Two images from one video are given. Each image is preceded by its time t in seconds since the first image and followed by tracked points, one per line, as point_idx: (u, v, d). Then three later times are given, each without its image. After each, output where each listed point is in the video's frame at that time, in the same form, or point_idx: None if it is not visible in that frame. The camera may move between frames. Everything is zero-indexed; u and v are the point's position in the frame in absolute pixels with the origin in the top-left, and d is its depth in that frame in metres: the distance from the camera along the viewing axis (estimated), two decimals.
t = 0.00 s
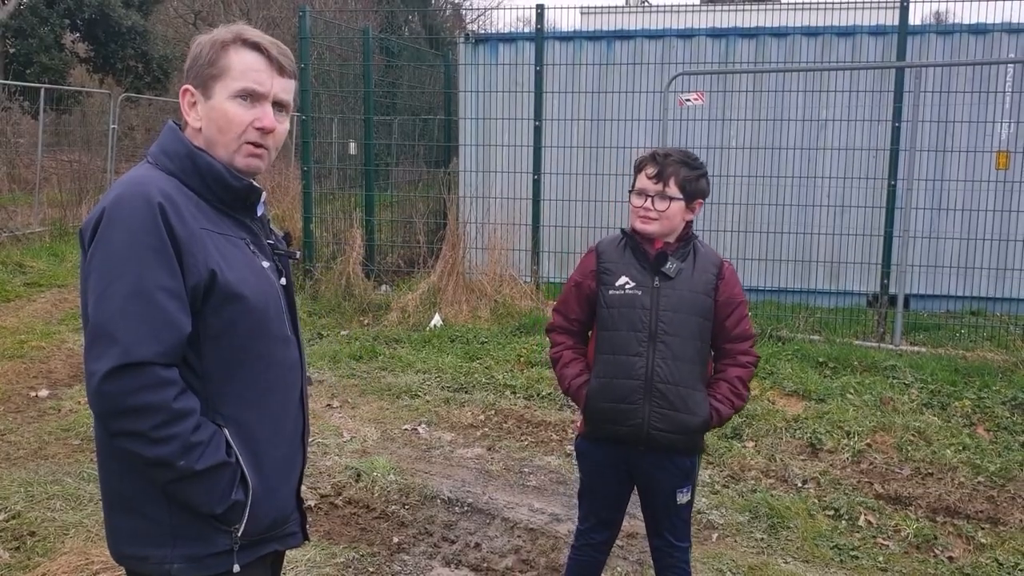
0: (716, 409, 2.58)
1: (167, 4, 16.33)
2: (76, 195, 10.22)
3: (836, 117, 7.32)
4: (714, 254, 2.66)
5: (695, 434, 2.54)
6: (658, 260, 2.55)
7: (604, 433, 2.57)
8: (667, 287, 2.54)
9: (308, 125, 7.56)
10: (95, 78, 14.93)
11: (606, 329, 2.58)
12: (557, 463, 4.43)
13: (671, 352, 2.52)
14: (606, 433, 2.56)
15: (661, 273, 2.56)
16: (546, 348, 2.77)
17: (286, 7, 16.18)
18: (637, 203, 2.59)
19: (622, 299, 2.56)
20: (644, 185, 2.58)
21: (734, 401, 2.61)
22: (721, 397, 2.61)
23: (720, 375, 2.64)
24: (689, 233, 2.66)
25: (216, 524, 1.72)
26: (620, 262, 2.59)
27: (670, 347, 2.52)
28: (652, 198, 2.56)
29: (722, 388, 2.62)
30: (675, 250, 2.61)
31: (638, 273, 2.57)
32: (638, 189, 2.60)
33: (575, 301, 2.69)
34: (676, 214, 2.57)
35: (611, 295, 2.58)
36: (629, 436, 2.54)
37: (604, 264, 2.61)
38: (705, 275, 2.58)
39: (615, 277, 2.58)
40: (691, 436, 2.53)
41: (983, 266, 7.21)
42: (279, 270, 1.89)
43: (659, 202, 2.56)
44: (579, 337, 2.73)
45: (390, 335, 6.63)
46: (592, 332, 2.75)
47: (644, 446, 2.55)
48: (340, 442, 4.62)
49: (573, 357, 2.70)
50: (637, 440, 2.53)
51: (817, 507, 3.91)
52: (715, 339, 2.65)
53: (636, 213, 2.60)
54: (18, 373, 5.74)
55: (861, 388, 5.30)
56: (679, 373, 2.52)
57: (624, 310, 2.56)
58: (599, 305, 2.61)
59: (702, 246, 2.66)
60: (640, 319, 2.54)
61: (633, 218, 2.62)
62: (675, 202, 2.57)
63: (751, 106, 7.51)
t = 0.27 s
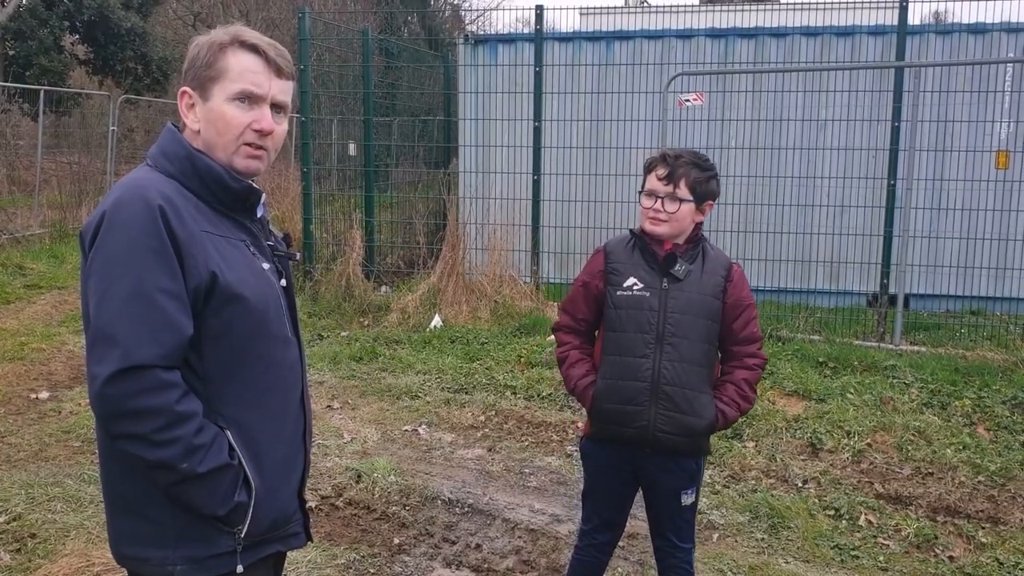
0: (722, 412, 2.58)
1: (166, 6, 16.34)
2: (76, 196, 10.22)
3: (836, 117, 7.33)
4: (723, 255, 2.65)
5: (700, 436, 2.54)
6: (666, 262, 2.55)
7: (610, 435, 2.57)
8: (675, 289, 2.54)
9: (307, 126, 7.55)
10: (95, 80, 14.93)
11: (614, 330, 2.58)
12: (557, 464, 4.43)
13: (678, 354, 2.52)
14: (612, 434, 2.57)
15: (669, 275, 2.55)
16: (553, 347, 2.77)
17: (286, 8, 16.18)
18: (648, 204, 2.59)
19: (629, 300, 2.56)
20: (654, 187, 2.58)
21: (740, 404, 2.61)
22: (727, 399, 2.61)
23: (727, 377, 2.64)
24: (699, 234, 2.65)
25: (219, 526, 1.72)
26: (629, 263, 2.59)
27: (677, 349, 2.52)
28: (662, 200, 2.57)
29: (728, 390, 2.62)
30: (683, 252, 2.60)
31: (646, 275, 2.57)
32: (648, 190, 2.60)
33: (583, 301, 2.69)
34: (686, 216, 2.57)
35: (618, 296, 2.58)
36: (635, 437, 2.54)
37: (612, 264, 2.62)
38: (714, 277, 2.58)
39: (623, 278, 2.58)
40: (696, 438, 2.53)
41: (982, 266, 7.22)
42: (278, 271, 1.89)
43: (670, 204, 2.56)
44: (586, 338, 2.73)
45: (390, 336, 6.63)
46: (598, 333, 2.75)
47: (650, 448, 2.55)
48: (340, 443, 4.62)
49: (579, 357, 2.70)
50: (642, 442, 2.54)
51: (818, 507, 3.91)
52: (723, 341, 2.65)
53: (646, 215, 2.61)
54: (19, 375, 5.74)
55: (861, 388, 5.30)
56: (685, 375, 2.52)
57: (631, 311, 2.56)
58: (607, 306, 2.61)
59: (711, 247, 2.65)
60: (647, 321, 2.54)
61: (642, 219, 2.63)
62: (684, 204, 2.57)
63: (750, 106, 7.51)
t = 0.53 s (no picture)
0: (732, 413, 2.58)
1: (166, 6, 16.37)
2: (76, 198, 10.22)
3: (835, 116, 7.34)
4: (738, 255, 2.64)
5: (710, 437, 2.53)
6: (681, 261, 2.55)
7: (619, 433, 2.57)
8: (689, 289, 2.54)
9: (307, 127, 7.57)
10: (94, 82, 14.94)
11: (626, 328, 2.58)
12: (558, 464, 4.43)
13: (690, 354, 2.52)
14: (622, 433, 2.57)
15: (684, 274, 2.55)
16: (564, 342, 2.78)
17: (285, 9, 16.21)
18: (664, 204, 2.58)
19: (643, 298, 2.56)
20: (670, 186, 2.57)
21: (752, 405, 2.61)
22: (738, 400, 2.61)
23: (738, 378, 2.64)
24: (715, 234, 2.64)
25: (218, 527, 1.72)
26: (643, 261, 2.59)
27: (689, 349, 2.52)
28: (678, 200, 2.55)
29: (739, 391, 2.62)
30: (698, 252, 2.60)
31: (661, 273, 2.56)
32: (664, 189, 2.59)
33: (596, 297, 2.69)
34: (702, 215, 2.56)
35: (632, 295, 2.58)
36: (645, 436, 2.54)
37: (627, 262, 2.61)
38: (729, 277, 2.57)
39: (637, 276, 2.58)
40: (706, 439, 2.53)
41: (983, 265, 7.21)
42: (276, 272, 1.89)
43: (686, 204, 2.55)
44: (598, 334, 2.74)
45: (390, 336, 6.63)
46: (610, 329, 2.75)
47: (658, 447, 2.55)
48: (341, 444, 4.62)
49: (590, 353, 2.71)
50: (652, 441, 2.54)
51: (819, 506, 3.91)
52: (736, 343, 2.65)
53: (662, 214, 2.59)
54: (19, 376, 5.74)
55: (862, 387, 5.30)
56: (697, 376, 2.52)
57: (644, 310, 2.55)
58: (619, 303, 2.61)
59: (726, 247, 2.65)
60: (660, 320, 2.54)
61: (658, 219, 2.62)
62: (701, 204, 2.55)
63: (749, 105, 7.51)
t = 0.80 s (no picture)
0: (739, 416, 2.58)
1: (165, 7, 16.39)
2: (75, 198, 10.22)
3: (835, 116, 7.34)
4: (756, 258, 2.63)
5: (715, 438, 2.53)
6: (699, 260, 2.54)
7: (626, 428, 2.57)
8: (704, 289, 2.53)
9: (307, 127, 7.58)
10: (93, 82, 14.96)
11: (639, 323, 2.58)
12: (558, 463, 4.43)
13: (701, 353, 2.51)
14: (628, 428, 2.57)
15: (701, 274, 2.55)
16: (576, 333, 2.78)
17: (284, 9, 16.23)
18: (683, 207, 2.57)
19: (657, 295, 2.56)
20: (689, 190, 2.55)
21: (759, 409, 2.61)
22: (745, 402, 2.60)
23: (747, 381, 2.63)
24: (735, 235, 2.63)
25: (213, 528, 1.72)
26: (660, 258, 2.59)
27: (700, 349, 2.51)
28: (698, 203, 2.54)
29: (748, 393, 2.61)
30: (716, 253, 2.58)
31: (677, 271, 2.56)
32: (682, 192, 2.57)
33: (611, 290, 2.69)
34: (722, 218, 2.55)
35: (647, 291, 2.58)
36: (651, 433, 2.53)
37: (644, 257, 2.61)
38: (744, 280, 2.56)
39: (653, 272, 2.58)
40: (711, 440, 2.53)
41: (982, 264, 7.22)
42: (272, 272, 1.89)
43: (706, 207, 2.54)
44: (610, 327, 2.74)
45: (390, 336, 6.63)
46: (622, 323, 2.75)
47: (663, 445, 2.55)
48: (340, 444, 4.62)
49: (601, 346, 2.71)
50: (658, 439, 2.53)
51: (819, 506, 3.91)
52: (748, 345, 2.64)
53: (681, 216, 2.58)
54: (19, 377, 5.74)
55: (861, 387, 5.30)
56: (706, 376, 2.52)
57: (657, 307, 2.55)
58: (634, 299, 2.61)
59: (744, 249, 2.63)
60: (673, 318, 2.53)
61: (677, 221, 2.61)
62: (721, 207, 2.54)
63: (749, 105, 7.50)
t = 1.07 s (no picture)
0: (739, 419, 2.58)
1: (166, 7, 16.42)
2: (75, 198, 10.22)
3: (835, 116, 7.34)
4: (768, 262, 2.62)
5: (715, 440, 2.53)
6: (710, 263, 2.54)
7: (628, 426, 2.58)
8: (714, 292, 2.53)
9: (307, 128, 7.58)
10: (93, 83, 14.97)
11: (645, 321, 2.58)
12: (558, 464, 4.43)
13: (705, 356, 2.51)
14: (631, 426, 2.57)
15: (712, 277, 2.55)
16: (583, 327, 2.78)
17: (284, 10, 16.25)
18: (699, 209, 2.55)
19: (665, 295, 2.56)
20: (706, 192, 2.53)
21: (761, 414, 2.61)
22: (748, 406, 2.60)
23: (751, 386, 2.63)
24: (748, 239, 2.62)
25: (212, 529, 1.72)
26: (671, 258, 2.58)
27: (705, 351, 2.51)
28: (714, 207, 2.52)
29: (751, 398, 2.61)
30: (729, 256, 2.57)
31: (687, 272, 2.56)
32: (700, 194, 2.55)
33: (620, 286, 2.68)
34: (738, 222, 2.53)
35: (656, 290, 2.57)
36: (653, 432, 2.54)
37: (656, 256, 2.61)
38: (755, 285, 2.55)
39: (664, 272, 2.57)
40: (711, 442, 2.53)
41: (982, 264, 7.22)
42: (269, 273, 1.88)
43: (722, 211, 2.52)
44: (618, 323, 2.73)
45: (390, 336, 6.63)
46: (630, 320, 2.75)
47: (663, 444, 2.56)
48: (341, 444, 4.62)
49: (608, 341, 2.70)
50: (659, 438, 2.54)
51: (819, 506, 3.91)
52: (755, 349, 2.64)
53: (696, 218, 2.57)
54: (19, 378, 5.74)
55: (862, 387, 5.30)
56: (710, 378, 2.52)
57: (665, 306, 2.55)
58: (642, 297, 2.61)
59: (756, 253, 2.62)
60: (680, 319, 2.53)
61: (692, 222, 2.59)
62: (738, 211, 2.52)
63: (748, 105, 7.50)
